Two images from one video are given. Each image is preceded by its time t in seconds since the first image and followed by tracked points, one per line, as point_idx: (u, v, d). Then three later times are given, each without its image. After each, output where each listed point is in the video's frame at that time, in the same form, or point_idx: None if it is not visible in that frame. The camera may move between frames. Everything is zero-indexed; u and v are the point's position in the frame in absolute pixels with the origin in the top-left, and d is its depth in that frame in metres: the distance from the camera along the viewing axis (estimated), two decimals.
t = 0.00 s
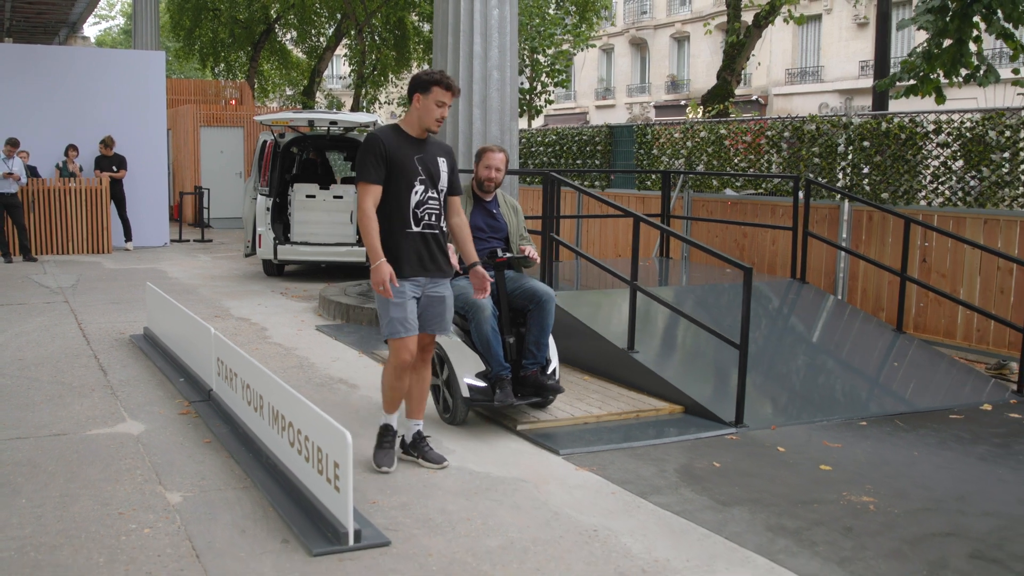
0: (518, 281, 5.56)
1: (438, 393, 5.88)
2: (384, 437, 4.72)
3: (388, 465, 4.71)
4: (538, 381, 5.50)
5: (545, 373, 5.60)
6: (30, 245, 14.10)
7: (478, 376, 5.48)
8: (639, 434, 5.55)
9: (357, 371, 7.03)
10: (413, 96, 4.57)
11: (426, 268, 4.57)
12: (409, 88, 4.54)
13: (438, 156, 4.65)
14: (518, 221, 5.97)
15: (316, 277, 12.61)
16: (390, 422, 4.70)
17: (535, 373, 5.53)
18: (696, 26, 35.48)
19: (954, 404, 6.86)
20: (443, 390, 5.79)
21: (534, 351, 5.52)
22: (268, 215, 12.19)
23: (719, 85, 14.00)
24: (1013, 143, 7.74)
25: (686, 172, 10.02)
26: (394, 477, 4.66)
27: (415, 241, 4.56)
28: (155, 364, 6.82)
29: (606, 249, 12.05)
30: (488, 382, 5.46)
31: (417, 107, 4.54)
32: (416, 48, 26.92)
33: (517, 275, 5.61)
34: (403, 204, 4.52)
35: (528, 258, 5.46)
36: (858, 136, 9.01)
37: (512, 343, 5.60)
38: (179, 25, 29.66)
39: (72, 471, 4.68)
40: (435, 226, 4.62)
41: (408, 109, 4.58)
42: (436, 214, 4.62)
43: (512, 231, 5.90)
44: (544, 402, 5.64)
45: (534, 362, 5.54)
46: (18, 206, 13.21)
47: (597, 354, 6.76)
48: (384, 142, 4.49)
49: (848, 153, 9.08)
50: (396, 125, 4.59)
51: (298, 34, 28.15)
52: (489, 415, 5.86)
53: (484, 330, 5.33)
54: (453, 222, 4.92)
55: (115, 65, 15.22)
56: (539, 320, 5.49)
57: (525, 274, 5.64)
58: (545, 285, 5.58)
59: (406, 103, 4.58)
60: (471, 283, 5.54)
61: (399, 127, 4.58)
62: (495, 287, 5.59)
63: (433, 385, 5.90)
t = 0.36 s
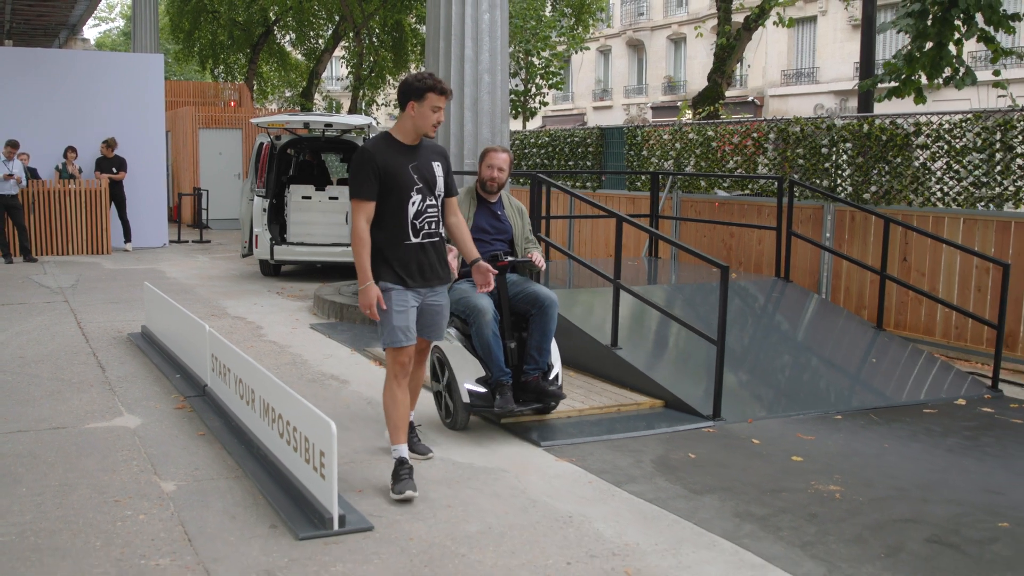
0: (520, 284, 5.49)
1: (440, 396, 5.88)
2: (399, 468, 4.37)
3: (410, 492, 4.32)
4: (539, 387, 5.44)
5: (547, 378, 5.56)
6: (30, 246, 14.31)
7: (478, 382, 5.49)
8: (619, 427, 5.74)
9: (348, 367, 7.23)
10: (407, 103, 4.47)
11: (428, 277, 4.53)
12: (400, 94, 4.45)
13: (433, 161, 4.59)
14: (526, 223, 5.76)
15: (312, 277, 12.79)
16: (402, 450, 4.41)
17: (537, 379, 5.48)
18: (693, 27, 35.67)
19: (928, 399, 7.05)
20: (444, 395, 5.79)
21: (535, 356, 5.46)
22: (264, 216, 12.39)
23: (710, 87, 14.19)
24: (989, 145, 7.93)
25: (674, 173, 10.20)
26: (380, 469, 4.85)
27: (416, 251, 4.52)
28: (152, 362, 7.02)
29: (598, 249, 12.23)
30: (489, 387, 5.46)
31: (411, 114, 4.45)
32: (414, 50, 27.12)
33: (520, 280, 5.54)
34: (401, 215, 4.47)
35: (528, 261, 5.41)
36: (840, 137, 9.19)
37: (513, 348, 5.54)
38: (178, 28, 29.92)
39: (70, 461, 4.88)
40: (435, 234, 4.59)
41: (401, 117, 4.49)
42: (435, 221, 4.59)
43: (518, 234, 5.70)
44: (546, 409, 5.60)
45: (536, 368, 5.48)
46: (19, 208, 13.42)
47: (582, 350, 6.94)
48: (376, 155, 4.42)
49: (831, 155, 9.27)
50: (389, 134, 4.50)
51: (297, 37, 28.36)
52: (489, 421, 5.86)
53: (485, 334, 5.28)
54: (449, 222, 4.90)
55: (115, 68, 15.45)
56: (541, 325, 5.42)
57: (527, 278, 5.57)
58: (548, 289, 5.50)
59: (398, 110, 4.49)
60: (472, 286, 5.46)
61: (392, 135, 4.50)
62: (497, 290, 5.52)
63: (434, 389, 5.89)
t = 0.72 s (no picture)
0: (533, 289, 5.54)
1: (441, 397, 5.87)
2: (388, 455, 4.59)
3: (395, 481, 4.56)
4: (543, 392, 5.48)
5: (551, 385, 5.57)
6: (32, 246, 14.55)
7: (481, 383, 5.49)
8: (599, 417, 5.97)
9: (341, 360, 7.47)
10: (400, 98, 4.50)
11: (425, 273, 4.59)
12: (395, 92, 4.46)
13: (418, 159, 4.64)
14: (533, 222, 5.84)
15: (309, 276, 13.02)
16: (391, 440, 4.60)
17: (540, 384, 5.51)
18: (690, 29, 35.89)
19: (902, 392, 7.27)
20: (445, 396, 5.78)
21: (541, 361, 5.48)
22: (262, 215, 12.63)
23: (700, 89, 14.41)
24: (963, 146, 8.18)
25: (662, 173, 10.43)
26: (369, 456, 5.08)
27: (413, 249, 4.56)
28: (152, 356, 7.25)
29: (590, 249, 12.47)
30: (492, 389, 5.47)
31: (407, 110, 4.49)
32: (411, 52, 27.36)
33: (532, 284, 5.58)
34: (397, 211, 4.49)
35: (543, 266, 5.43)
36: (822, 138, 9.43)
37: (520, 352, 5.54)
38: (178, 30, 30.18)
39: (73, 448, 5.12)
40: (426, 232, 4.65)
41: (394, 112, 4.50)
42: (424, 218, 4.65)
43: (526, 234, 5.78)
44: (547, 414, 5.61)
45: (540, 373, 5.50)
46: (21, 208, 13.67)
47: (568, 345, 7.17)
48: (379, 152, 4.40)
49: (813, 155, 9.51)
50: (383, 129, 4.49)
51: (296, 38, 28.59)
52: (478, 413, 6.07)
53: (492, 334, 5.32)
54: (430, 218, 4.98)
55: (115, 71, 15.72)
56: (549, 331, 5.45)
57: (540, 283, 5.62)
58: (559, 295, 5.53)
59: (391, 106, 4.49)
60: (485, 288, 5.51)
61: (387, 132, 4.49)
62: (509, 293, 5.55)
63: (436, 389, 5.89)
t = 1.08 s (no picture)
0: (547, 289, 5.53)
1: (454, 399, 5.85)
2: (385, 438, 4.83)
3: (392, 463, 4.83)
4: (557, 392, 5.46)
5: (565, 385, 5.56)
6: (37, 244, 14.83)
7: (496, 382, 5.48)
8: (589, 405, 6.25)
9: (342, 353, 7.74)
10: (404, 97, 4.51)
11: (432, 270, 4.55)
12: (397, 91, 4.49)
13: (421, 159, 4.64)
14: (548, 220, 5.88)
15: (310, 274, 13.28)
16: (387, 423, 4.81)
17: (555, 384, 5.49)
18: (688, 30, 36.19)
19: (882, 383, 7.55)
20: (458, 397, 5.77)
21: (556, 361, 5.46)
22: (264, 214, 12.90)
23: (694, 91, 14.65)
24: (943, 147, 8.48)
25: (655, 173, 10.70)
26: (370, 441, 5.35)
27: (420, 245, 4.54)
28: (158, 348, 7.51)
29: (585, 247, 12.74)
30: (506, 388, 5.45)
31: (410, 109, 4.52)
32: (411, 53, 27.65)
33: (546, 284, 5.58)
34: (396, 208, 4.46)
35: (556, 265, 5.42)
36: (809, 139, 9.71)
37: (535, 351, 5.51)
38: (180, 32, 30.48)
39: (86, 432, 5.39)
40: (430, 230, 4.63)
41: (399, 111, 4.51)
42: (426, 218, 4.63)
43: (542, 232, 5.82)
44: (562, 415, 5.59)
45: (555, 373, 5.49)
46: (27, 207, 13.94)
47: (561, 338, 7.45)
48: (390, 146, 4.40)
49: (801, 155, 9.79)
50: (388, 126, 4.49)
51: (297, 40, 28.87)
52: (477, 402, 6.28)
53: (507, 334, 5.32)
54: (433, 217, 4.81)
55: (118, 72, 16.00)
56: (564, 331, 5.43)
57: (554, 283, 5.61)
58: (574, 296, 5.51)
59: (393, 106, 4.52)
60: (499, 287, 5.51)
61: (393, 130, 4.49)
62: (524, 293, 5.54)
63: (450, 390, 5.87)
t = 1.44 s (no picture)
0: (559, 290, 5.60)
1: (464, 401, 5.88)
2: (377, 435, 4.78)
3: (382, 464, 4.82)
4: (569, 392, 5.51)
5: (577, 385, 5.61)
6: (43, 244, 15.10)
7: (508, 382, 5.52)
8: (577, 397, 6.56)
9: (341, 348, 8.01)
10: (416, 102, 4.51)
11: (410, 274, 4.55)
12: (410, 93, 4.49)
13: (428, 162, 4.63)
14: (558, 222, 5.98)
15: (311, 273, 13.57)
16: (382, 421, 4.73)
17: (567, 384, 5.55)
18: (686, 32, 36.45)
19: (862, 376, 7.82)
20: (468, 398, 5.81)
21: (567, 361, 5.53)
22: (266, 215, 13.18)
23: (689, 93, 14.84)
24: (925, 149, 8.76)
25: (648, 175, 10.93)
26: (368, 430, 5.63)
27: (404, 247, 4.54)
28: (164, 343, 7.78)
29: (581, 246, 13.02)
30: (518, 388, 5.49)
31: (420, 114, 4.52)
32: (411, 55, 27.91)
33: (558, 285, 5.65)
34: (390, 208, 4.50)
35: (568, 266, 5.48)
36: (797, 141, 9.99)
37: (546, 351, 5.57)
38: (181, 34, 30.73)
39: (98, 421, 5.67)
40: (422, 234, 4.60)
41: (409, 114, 4.54)
42: (423, 220, 4.60)
43: (552, 234, 5.91)
44: (573, 415, 5.63)
45: (566, 373, 5.55)
46: (33, 207, 14.22)
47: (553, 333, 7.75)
48: (381, 145, 4.44)
49: (789, 157, 10.06)
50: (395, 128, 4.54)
51: (298, 42, 29.11)
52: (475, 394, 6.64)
53: (517, 333, 5.39)
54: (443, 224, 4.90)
55: (122, 76, 16.31)
56: (576, 331, 5.49)
57: (565, 285, 5.69)
58: (584, 296, 5.58)
59: (406, 107, 4.54)
60: (511, 287, 5.60)
61: (396, 129, 4.54)
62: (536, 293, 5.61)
63: (459, 392, 5.91)
